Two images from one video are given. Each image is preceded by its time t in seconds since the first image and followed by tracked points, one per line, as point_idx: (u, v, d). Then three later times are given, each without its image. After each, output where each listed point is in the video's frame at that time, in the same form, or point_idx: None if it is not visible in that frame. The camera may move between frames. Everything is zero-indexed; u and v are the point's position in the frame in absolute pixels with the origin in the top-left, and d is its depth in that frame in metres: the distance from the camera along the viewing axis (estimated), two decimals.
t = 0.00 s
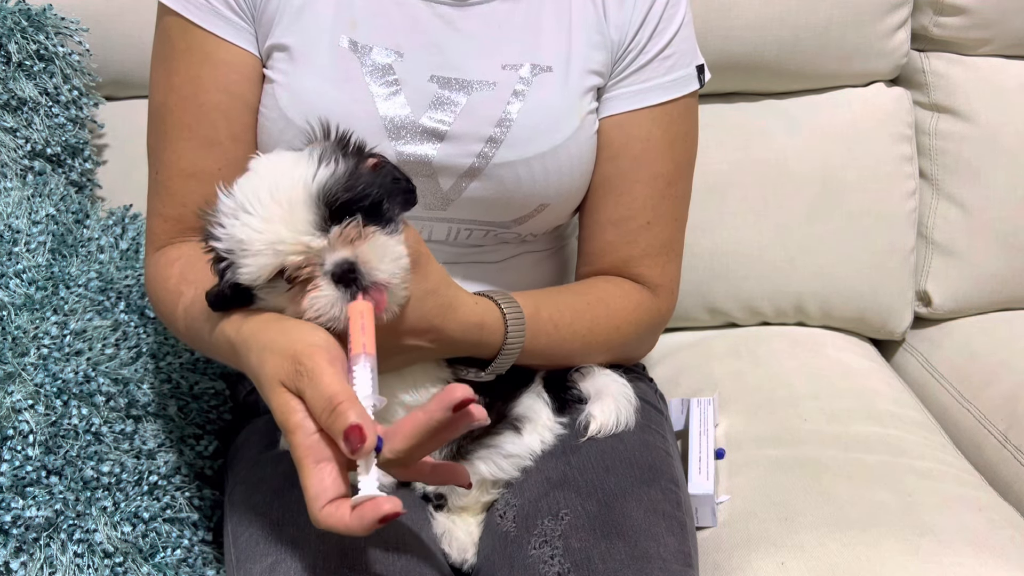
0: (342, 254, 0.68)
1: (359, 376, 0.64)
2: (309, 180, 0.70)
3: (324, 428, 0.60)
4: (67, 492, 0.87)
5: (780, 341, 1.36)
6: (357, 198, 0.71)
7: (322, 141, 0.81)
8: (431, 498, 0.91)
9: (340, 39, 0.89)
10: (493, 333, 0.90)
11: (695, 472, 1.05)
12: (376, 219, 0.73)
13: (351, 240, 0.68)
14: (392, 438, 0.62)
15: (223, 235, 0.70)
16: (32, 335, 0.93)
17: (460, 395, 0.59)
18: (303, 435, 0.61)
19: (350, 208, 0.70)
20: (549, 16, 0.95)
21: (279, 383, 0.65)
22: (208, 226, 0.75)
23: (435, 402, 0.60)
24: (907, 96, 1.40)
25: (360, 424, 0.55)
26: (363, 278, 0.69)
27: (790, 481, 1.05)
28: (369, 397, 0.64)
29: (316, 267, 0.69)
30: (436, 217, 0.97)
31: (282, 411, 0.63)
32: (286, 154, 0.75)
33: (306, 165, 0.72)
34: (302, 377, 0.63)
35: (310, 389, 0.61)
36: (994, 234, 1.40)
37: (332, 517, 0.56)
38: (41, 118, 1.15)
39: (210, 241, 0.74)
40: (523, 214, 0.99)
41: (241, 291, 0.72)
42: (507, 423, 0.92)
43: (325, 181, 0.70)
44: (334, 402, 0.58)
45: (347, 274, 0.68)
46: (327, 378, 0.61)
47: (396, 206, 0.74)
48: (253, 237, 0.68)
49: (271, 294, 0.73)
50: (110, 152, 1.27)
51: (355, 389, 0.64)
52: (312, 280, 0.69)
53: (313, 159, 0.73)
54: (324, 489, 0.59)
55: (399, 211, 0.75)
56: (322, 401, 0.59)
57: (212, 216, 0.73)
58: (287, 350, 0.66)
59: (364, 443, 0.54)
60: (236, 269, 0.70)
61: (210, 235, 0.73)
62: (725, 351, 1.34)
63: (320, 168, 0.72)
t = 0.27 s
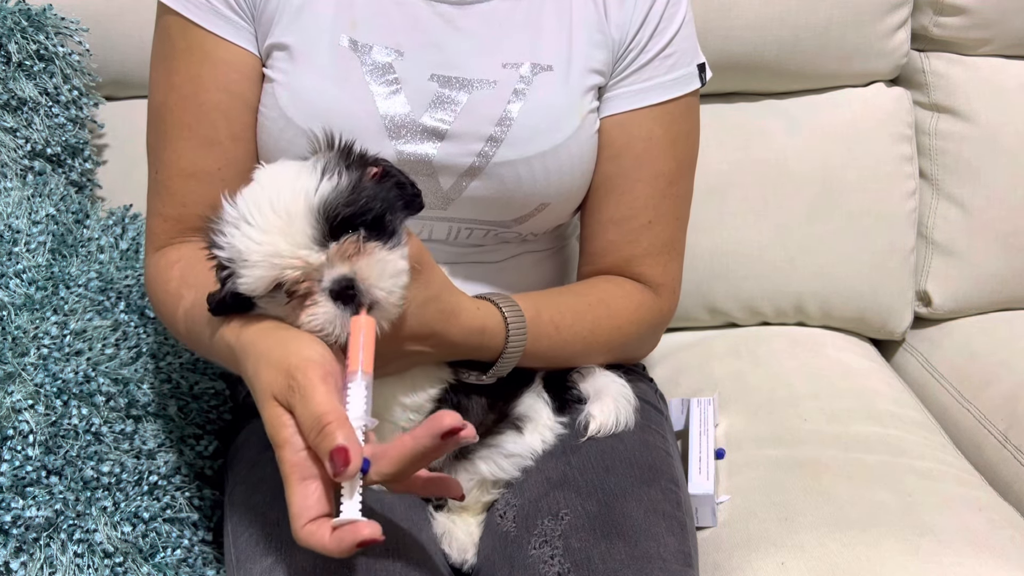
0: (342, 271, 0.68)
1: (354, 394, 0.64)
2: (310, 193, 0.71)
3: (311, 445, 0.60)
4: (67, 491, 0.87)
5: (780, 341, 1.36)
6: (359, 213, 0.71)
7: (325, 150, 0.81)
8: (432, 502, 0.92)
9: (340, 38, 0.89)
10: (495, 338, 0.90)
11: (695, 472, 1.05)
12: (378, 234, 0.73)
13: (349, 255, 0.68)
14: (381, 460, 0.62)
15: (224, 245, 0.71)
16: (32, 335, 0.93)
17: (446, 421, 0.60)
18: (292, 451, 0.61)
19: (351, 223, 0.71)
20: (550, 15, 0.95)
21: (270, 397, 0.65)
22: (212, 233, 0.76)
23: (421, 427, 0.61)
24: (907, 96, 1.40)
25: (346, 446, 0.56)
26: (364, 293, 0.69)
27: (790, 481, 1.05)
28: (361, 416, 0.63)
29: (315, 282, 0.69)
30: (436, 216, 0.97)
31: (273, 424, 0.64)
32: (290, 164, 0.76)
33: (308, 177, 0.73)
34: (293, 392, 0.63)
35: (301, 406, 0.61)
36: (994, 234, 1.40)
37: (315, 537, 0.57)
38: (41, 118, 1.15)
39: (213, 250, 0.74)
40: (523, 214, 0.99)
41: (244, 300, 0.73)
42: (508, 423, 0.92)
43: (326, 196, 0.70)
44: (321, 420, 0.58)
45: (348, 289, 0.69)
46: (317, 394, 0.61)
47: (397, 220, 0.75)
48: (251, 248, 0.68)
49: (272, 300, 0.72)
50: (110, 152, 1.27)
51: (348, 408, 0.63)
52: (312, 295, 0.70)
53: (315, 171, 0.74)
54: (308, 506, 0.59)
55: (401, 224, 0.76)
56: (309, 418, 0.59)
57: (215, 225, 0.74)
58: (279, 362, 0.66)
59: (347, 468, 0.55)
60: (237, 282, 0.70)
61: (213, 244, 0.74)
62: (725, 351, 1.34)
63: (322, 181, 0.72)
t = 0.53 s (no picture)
0: (348, 271, 0.69)
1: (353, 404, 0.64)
2: (318, 194, 0.71)
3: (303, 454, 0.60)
4: (67, 492, 0.87)
5: (780, 341, 1.36)
6: (366, 215, 0.72)
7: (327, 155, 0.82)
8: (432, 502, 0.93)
9: (340, 38, 0.89)
10: (495, 338, 0.90)
11: (695, 472, 1.05)
12: (384, 236, 0.74)
13: (355, 257, 0.70)
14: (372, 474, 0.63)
15: (228, 246, 0.71)
16: (32, 335, 0.93)
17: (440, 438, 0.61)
18: (283, 459, 0.62)
19: (358, 224, 0.71)
20: (549, 15, 0.95)
21: (263, 402, 0.65)
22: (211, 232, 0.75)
23: (415, 442, 0.62)
24: (907, 96, 1.40)
25: (337, 457, 0.56)
26: (367, 295, 0.70)
27: (790, 481, 1.05)
28: (357, 429, 0.63)
29: (322, 283, 0.70)
30: (436, 216, 0.97)
31: (265, 430, 0.64)
32: (294, 168, 0.76)
33: (315, 179, 0.73)
34: (288, 399, 0.62)
35: (294, 413, 0.61)
36: (994, 235, 1.40)
37: (302, 546, 0.58)
38: (41, 118, 1.15)
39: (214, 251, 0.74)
40: (523, 214, 0.99)
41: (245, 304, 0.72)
42: (508, 422, 0.92)
43: (334, 197, 0.71)
44: (315, 429, 0.58)
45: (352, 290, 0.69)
46: (312, 403, 0.61)
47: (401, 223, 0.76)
48: (258, 248, 0.68)
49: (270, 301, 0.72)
50: (110, 152, 1.27)
51: (346, 418, 0.63)
52: (314, 296, 0.70)
53: (321, 174, 0.74)
54: (297, 514, 0.60)
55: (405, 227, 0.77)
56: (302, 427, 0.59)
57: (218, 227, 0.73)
58: (275, 368, 0.65)
59: (336, 478, 0.56)
60: (241, 281, 0.70)
61: (215, 246, 0.73)
62: (725, 351, 1.34)
63: (329, 183, 0.73)
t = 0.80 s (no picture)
0: (323, 246, 0.68)
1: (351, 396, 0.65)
2: (302, 173, 0.71)
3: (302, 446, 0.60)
4: (67, 492, 0.87)
5: (781, 341, 1.36)
6: (350, 195, 0.71)
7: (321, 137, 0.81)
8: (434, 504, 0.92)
9: (339, 38, 0.89)
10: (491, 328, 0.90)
11: (695, 472, 1.05)
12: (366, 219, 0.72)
13: (334, 234, 0.68)
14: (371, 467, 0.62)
15: (213, 220, 0.71)
16: (32, 335, 0.93)
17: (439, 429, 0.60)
18: (284, 451, 0.61)
19: (341, 204, 0.70)
20: (549, 15, 0.95)
21: (264, 397, 0.65)
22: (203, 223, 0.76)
23: (411, 434, 0.61)
24: (907, 96, 1.40)
25: (335, 447, 0.56)
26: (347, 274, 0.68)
27: (790, 481, 1.05)
28: (357, 420, 0.64)
29: (298, 258, 0.68)
30: (436, 217, 0.97)
31: (266, 424, 0.64)
32: (283, 147, 0.76)
33: (301, 158, 0.73)
34: (288, 392, 0.63)
35: (294, 406, 0.61)
36: (993, 235, 1.40)
37: (301, 537, 0.57)
38: (41, 118, 1.15)
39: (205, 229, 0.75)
40: (522, 214, 0.99)
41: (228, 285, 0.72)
42: (507, 423, 0.93)
43: (319, 175, 0.71)
44: (315, 421, 0.59)
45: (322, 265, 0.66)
46: (312, 397, 0.61)
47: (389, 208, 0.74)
48: (240, 221, 0.69)
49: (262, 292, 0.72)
50: (110, 152, 1.27)
51: (345, 410, 0.64)
52: (290, 271, 0.69)
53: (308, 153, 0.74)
54: (295, 506, 0.59)
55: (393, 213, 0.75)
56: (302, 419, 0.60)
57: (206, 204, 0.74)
58: (276, 363, 0.65)
59: (335, 467, 0.55)
60: (222, 255, 0.70)
61: (203, 222, 0.74)
62: (725, 351, 1.34)
63: (315, 163, 0.72)
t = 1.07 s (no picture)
0: (328, 237, 0.69)
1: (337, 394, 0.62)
2: (306, 163, 0.71)
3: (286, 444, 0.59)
4: (67, 492, 0.87)
5: (781, 341, 1.36)
6: (353, 186, 0.73)
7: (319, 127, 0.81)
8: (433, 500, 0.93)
9: (339, 39, 0.89)
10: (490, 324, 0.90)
11: (695, 472, 1.05)
12: (369, 210, 0.74)
13: (337, 224, 0.70)
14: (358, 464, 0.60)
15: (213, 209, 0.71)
16: (32, 335, 0.93)
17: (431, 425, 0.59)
18: (270, 449, 0.60)
19: (344, 194, 0.72)
20: (548, 16, 0.95)
21: (252, 394, 0.63)
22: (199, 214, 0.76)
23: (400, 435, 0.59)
24: (907, 96, 1.40)
25: (315, 446, 0.55)
26: (347, 263, 0.69)
27: (790, 480, 1.05)
28: (343, 419, 0.61)
29: (300, 245, 0.69)
30: (436, 217, 0.97)
31: (254, 422, 0.62)
32: (282, 137, 0.76)
33: (304, 148, 0.73)
34: (274, 389, 0.62)
35: (280, 404, 0.60)
36: (993, 235, 1.40)
37: (284, 536, 0.57)
38: (41, 118, 1.15)
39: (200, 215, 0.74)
40: (521, 213, 0.99)
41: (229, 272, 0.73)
42: (508, 422, 0.93)
43: (323, 166, 0.71)
44: (299, 419, 0.58)
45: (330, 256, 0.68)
46: (298, 393, 0.60)
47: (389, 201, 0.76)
48: (245, 211, 0.69)
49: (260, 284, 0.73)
50: (110, 152, 1.27)
51: (332, 408, 0.62)
52: (292, 259, 0.69)
53: (309, 143, 0.74)
54: (280, 505, 0.58)
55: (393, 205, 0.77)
56: (286, 416, 0.59)
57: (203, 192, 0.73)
58: (266, 360, 0.65)
59: (312, 467, 0.54)
60: (223, 242, 0.70)
61: (201, 210, 0.73)
62: (725, 351, 1.34)
63: (318, 154, 0.73)
